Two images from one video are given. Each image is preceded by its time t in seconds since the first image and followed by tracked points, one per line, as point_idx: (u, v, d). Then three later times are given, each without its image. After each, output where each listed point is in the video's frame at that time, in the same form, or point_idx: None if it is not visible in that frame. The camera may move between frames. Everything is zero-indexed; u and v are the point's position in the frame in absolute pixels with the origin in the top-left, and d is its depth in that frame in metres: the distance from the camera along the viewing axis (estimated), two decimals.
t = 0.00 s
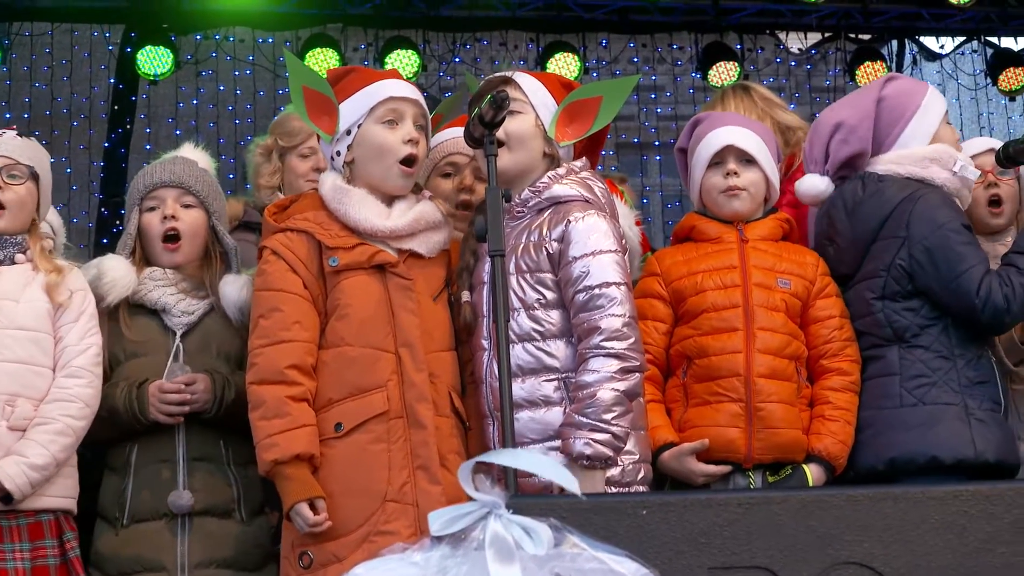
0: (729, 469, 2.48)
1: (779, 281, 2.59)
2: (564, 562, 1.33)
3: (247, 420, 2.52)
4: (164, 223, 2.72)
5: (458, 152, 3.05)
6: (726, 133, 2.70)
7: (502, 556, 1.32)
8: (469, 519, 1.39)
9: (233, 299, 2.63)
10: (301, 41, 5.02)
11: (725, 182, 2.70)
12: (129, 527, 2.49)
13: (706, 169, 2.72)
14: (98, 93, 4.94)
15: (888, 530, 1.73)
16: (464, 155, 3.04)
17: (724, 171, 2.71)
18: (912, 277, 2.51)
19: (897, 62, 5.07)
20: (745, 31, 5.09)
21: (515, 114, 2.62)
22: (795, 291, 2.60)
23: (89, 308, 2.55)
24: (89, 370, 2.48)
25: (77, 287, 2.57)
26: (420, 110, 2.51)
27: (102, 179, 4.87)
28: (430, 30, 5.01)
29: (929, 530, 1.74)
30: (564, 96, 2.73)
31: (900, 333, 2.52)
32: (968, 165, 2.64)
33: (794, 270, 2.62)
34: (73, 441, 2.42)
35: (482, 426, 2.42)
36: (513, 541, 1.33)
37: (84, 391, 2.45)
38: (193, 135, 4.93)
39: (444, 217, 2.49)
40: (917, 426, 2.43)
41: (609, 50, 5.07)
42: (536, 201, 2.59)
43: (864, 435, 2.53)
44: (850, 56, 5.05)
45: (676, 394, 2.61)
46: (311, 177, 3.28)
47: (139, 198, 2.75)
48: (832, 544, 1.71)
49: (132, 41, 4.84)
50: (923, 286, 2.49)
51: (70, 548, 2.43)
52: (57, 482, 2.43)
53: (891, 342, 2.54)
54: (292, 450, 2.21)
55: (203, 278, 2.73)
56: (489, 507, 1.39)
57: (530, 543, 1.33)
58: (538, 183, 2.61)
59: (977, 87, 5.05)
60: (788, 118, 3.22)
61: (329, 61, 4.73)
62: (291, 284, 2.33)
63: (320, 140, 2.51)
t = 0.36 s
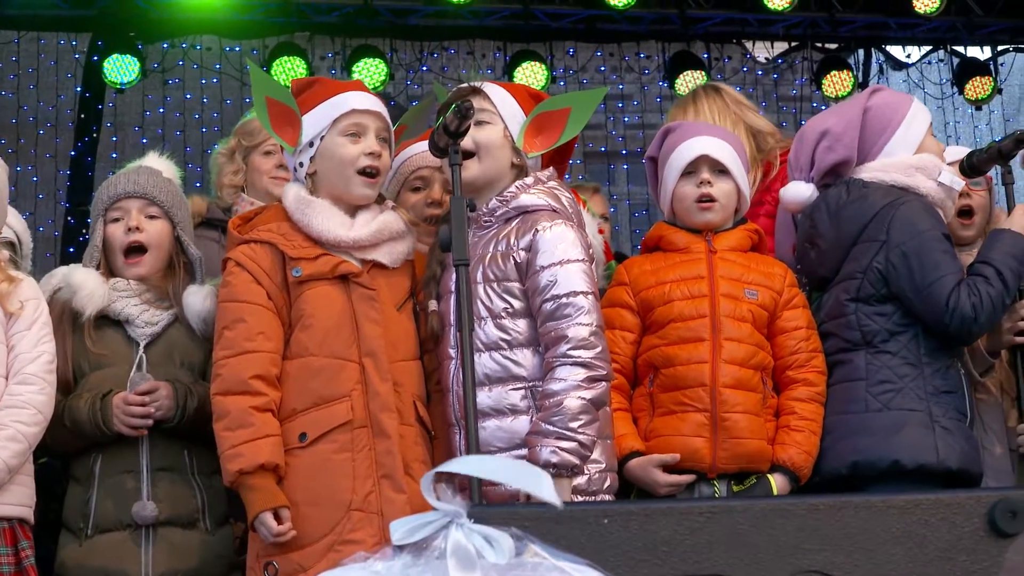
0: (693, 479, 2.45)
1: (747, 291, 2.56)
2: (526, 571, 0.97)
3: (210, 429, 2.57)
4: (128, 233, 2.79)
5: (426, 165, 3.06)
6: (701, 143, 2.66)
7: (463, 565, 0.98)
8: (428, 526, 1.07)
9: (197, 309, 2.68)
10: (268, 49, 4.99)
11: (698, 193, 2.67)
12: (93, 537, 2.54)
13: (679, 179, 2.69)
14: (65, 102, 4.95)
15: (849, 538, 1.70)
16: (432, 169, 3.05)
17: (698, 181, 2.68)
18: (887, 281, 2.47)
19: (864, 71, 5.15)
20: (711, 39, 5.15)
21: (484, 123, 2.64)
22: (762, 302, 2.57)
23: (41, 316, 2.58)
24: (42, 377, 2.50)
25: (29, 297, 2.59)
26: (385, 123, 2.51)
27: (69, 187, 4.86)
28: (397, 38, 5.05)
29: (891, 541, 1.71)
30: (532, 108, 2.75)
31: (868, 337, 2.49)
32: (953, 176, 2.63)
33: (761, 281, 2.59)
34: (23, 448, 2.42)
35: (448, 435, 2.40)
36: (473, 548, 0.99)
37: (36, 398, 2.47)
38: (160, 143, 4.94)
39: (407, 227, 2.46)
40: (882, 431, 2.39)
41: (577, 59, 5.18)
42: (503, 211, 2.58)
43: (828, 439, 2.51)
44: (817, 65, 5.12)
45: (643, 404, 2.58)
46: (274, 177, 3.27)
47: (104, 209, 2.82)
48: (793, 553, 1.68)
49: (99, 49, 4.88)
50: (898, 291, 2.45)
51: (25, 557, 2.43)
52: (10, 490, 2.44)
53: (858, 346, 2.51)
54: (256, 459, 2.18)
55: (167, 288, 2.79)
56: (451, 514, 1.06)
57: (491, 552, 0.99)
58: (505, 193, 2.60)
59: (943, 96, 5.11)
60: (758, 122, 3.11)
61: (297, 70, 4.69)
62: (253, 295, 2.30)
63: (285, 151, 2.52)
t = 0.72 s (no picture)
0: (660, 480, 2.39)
1: (712, 299, 2.52)
2: None
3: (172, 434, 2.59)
4: (93, 244, 2.79)
5: (386, 172, 3.01)
6: (665, 156, 2.64)
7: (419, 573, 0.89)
8: (387, 533, 0.95)
9: (161, 316, 2.71)
10: (233, 55, 5.22)
11: (663, 204, 2.64)
12: (57, 544, 2.55)
13: (644, 191, 2.66)
14: (29, 108, 5.21)
15: (806, 545, 1.78)
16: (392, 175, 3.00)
17: (663, 193, 2.65)
18: (853, 289, 2.45)
19: (830, 79, 5.40)
20: (677, 47, 5.42)
21: (443, 132, 2.63)
22: (728, 310, 2.53)
23: (18, 325, 2.63)
24: (21, 386, 2.58)
25: (6, 304, 2.65)
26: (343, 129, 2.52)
27: (33, 193, 5.12)
28: (362, 45, 5.24)
29: (849, 549, 1.81)
30: (492, 113, 2.73)
31: (835, 345, 2.47)
32: (920, 184, 2.61)
33: (726, 290, 2.55)
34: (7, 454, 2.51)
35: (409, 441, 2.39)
36: (430, 557, 0.90)
37: (16, 406, 2.55)
38: (124, 149, 5.21)
39: (367, 234, 2.46)
40: (846, 439, 2.38)
41: (542, 66, 5.46)
42: (466, 218, 2.58)
43: (790, 448, 2.48)
44: (781, 72, 5.38)
45: (609, 409, 2.54)
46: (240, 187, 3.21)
47: (69, 219, 2.82)
48: (749, 560, 1.76)
49: (64, 55, 5.06)
50: (864, 300, 2.43)
51: None
52: None
53: (824, 354, 2.48)
54: (217, 466, 2.18)
55: (132, 295, 2.81)
56: (410, 522, 0.95)
57: (449, 560, 0.89)
58: (468, 201, 2.60)
59: (908, 104, 5.40)
60: (723, 127, 3.11)
61: (264, 77, 4.87)
62: (215, 302, 2.30)
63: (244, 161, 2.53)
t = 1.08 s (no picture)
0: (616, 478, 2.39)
1: (671, 305, 2.52)
2: None
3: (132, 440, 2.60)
4: (56, 248, 2.79)
5: (333, 179, 3.08)
6: (616, 163, 2.66)
7: None
8: (341, 539, 1.16)
9: (124, 322, 2.73)
10: (194, 58, 4.92)
11: (616, 211, 2.66)
12: (17, 547, 2.54)
13: (598, 197, 2.68)
14: None
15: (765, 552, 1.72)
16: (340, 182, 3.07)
17: (615, 199, 2.67)
18: (809, 294, 2.44)
19: (789, 85, 5.19)
20: (638, 52, 5.19)
21: (400, 135, 2.66)
22: (686, 316, 2.52)
23: None
24: None
25: None
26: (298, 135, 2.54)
27: None
28: (323, 50, 5.01)
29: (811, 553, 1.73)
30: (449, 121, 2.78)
31: (792, 350, 2.45)
32: (878, 192, 2.60)
33: (686, 296, 2.54)
34: None
35: (364, 446, 2.40)
36: (384, 561, 1.10)
37: None
38: (84, 154, 4.94)
39: (321, 239, 2.48)
40: (801, 444, 2.37)
41: (503, 71, 5.20)
42: (420, 224, 2.60)
43: (749, 453, 2.46)
44: (742, 78, 5.19)
45: (569, 413, 2.54)
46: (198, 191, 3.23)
47: (31, 223, 2.82)
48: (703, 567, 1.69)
49: (23, 58, 4.79)
50: (819, 305, 2.42)
51: None
52: None
53: (782, 359, 2.47)
54: (169, 472, 2.17)
55: (95, 300, 2.81)
56: (364, 526, 1.15)
57: (403, 564, 1.09)
58: (422, 207, 2.63)
59: (869, 110, 5.20)
60: (670, 140, 3.18)
61: (224, 81, 4.74)
62: (167, 308, 2.30)
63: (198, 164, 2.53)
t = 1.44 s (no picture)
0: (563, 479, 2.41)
1: (622, 307, 2.53)
2: None
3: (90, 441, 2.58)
4: (18, 247, 2.78)
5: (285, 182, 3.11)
6: (568, 163, 2.68)
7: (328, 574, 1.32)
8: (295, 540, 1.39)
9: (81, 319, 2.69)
10: (152, 58, 4.95)
11: (569, 212, 2.67)
12: None
13: (553, 199, 2.70)
14: None
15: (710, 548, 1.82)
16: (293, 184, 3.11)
17: (569, 200, 2.68)
18: (764, 296, 2.47)
19: (747, 88, 5.18)
20: (597, 54, 5.16)
21: (355, 136, 2.68)
22: (638, 318, 2.53)
23: None
24: None
25: None
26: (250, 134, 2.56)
27: None
28: (281, 50, 4.98)
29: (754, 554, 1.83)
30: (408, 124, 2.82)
31: (746, 352, 2.48)
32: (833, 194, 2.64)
33: (638, 297, 2.56)
34: None
35: (318, 446, 2.39)
36: (339, 561, 1.32)
37: None
38: (42, 151, 4.93)
39: (274, 239, 2.49)
40: (752, 445, 2.39)
41: (463, 72, 5.19)
42: (376, 224, 2.62)
43: (702, 454, 2.48)
44: (701, 81, 5.19)
45: (521, 412, 2.56)
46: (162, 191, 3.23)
47: None
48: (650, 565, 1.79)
49: None
50: (773, 307, 2.45)
51: None
52: None
53: (736, 361, 2.49)
54: (121, 472, 2.17)
55: (57, 299, 2.79)
56: (315, 527, 1.39)
57: (356, 564, 1.32)
58: (377, 208, 2.65)
59: (826, 114, 5.19)
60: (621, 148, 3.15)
61: (182, 81, 4.74)
62: (118, 307, 2.30)
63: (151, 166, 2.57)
